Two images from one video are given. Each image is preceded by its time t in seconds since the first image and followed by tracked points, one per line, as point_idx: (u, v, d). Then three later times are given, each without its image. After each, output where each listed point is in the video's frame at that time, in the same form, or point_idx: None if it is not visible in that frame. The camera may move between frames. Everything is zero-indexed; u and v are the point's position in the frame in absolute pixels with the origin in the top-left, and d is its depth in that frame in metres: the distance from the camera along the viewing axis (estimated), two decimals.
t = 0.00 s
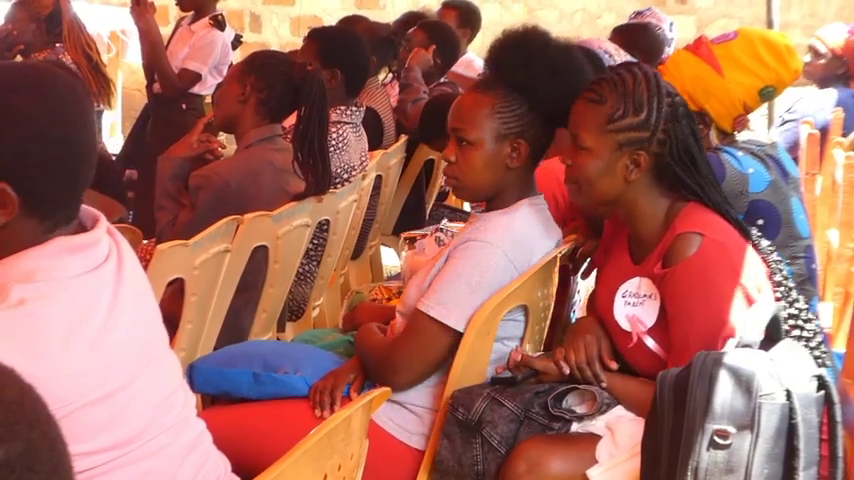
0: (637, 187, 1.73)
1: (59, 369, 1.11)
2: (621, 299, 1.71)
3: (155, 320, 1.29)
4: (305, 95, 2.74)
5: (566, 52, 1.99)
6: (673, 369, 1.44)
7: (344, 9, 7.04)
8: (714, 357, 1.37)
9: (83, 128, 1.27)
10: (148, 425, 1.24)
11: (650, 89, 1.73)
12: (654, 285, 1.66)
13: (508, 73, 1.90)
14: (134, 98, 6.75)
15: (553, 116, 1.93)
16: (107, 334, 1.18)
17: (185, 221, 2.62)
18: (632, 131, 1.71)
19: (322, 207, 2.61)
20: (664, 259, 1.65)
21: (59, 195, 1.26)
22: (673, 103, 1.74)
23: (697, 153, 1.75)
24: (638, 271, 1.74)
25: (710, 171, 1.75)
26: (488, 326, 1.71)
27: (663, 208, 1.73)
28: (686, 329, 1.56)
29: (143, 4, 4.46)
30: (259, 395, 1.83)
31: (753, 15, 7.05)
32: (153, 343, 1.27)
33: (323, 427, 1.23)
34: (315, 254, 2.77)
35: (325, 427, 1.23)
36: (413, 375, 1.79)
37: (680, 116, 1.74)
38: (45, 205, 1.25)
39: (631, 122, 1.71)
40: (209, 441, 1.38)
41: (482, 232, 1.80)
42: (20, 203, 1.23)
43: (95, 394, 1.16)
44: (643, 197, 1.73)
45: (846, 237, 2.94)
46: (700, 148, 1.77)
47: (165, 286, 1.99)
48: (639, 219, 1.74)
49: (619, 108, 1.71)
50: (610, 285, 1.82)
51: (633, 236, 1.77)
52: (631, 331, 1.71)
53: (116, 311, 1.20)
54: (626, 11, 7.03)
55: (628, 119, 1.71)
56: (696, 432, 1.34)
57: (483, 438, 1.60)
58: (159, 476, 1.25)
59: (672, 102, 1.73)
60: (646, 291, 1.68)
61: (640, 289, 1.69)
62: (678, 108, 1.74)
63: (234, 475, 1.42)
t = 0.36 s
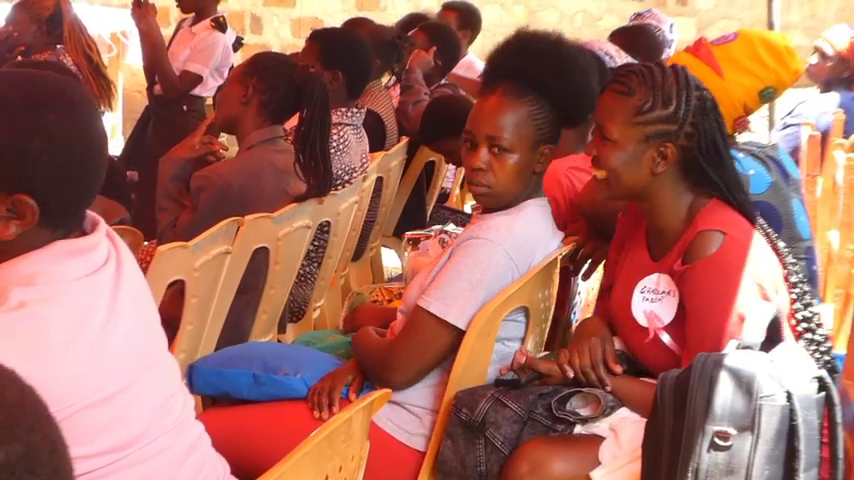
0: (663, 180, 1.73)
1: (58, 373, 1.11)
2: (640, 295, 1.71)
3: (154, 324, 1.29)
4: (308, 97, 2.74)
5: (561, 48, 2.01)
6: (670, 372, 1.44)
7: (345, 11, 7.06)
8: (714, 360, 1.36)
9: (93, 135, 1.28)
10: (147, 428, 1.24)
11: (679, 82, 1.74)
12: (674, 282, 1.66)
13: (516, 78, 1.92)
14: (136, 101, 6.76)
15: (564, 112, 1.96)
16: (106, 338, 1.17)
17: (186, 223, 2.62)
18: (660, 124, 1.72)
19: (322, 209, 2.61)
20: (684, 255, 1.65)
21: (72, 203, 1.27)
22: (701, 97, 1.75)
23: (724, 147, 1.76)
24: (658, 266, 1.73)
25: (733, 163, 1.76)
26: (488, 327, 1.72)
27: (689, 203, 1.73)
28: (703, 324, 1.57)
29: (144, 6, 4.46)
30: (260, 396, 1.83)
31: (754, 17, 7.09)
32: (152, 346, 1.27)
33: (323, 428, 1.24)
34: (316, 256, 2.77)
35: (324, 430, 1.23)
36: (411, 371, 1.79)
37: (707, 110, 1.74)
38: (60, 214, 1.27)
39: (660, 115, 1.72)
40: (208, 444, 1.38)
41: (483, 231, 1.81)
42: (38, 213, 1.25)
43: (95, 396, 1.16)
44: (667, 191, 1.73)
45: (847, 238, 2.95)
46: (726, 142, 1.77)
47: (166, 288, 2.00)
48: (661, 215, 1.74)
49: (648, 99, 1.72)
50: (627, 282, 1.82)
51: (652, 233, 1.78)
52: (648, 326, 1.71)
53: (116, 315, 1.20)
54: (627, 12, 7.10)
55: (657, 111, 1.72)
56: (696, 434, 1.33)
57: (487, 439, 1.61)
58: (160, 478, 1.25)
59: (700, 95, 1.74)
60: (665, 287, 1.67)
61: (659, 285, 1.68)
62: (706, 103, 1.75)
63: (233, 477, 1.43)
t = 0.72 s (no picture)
0: (665, 189, 1.72)
1: (57, 372, 1.11)
2: (645, 297, 1.71)
3: (153, 324, 1.29)
4: (308, 98, 2.75)
5: (561, 50, 2.01)
6: (670, 370, 1.44)
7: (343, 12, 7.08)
8: (713, 359, 1.36)
9: (94, 137, 1.28)
10: (146, 428, 1.24)
11: (671, 92, 1.72)
12: (678, 284, 1.67)
13: (517, 82, 1.92)
14: (135, 101, 6.75)
15: (565, 114, 1.96)
16: (105, 338, 1.17)
17: (184, 223, 2.62)
18: (656, 139, 1.70)
19: (321, 210, 2.61)
20: (689, 258, 1.66)
21: (70, 203, 1.27)
22: (694, 106, 1.73)
23: (722, 153, 1.74)
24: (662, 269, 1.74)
25: (730, 164, 1.75)
26: (487, 329, 1.72)
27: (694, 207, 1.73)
28: (706, 326, 1.59)
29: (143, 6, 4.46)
30: (259, 397, 1.83)
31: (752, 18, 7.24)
32: (151, 346, 1.27)
33: (322, 429, 1.23)
34: (314, 256, 2.77)
35: (323, 430, 1.23)
36: (412, 377, 1.79)
37: (702, 118, 1.73)
38: (60, 214, 1.27)
39: (654, 131, 1.70)
40: (207, 445, 1.38)
41: (483, 234, 1.81)
42: (38, 215, 1.25)
43: (94, 396, 1.16)
44: (671, 199, 1.72)
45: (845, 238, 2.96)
46: (722, 143, 1.76)
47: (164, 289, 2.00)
48: (667, 221, 1.73)
49: (640, 116, 1.70)
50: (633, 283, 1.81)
51: (659, 235, 1.77)
52: (653, 329, 1.72)
53: (115, 315, 1.20)
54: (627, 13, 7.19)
55: (650, 127, 1.70)
56: (695, 433, 1.33)
57: (488, 440, 1.61)
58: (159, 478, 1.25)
59: (693, 105, 1.72)
60: (670, 290, 1.69)
61: (664, 288, 1.69)
62: (699, 109, 1.73)
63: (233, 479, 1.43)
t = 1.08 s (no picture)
0: (647, 205, 1.71)
1: (47, 373, 1.11)
2: (633, 305, 1.71)
3: (143, 325, 1.29)
4: (298, 98, 2.75)
5: (554, 52, 2.01)
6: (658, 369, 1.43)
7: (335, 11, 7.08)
8: (703, 357, 1.36)
9: (85, 139, 1.28)
10: (137, 428, 1.24)
11: (647, 112, 1.70)
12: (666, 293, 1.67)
13: (511, 85, 1.93)
14: (126, 102, 6.74)
15: (559, 115, 1.96)
16: (94, 339, 1.17)
17: (175, 224, 2.62)
18: (632, 159, 1.68)
19: (311, 210, 2.61)
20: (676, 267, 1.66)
21: (61, 203, 1.27)
22: (672, 126, 1.71)
23: (706, 173, 1.72)
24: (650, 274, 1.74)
25: (713, 177, 1.73)
26: (477, 329, 1.72)
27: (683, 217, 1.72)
28: (695, 334, 1.60)
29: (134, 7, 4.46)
30: (250, 398, 1.83)
31: (743, 18, 7.29)
32: (141, 347, 1.27)
33: (313, 430, 1.23)
34: (305, 257, 2.76)
35: (314, 431, 1.23)
36: (403, 378, 1.79)
37: (680, 139, 1.71)
38: (51, 214, 1.27)
39: (630, 151, 1.68)
40: (198, 446, 1.38)
41: (474, 233, 1.81)
42: (26, 213, 1.25)
43: (83, 397, 1.16)
44: (655, 214, 1.71)
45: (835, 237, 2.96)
46: (703, 158, 1.74)
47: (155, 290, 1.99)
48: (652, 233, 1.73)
49: (617, 137, 1.69)
50: (626, 285, 1.80)
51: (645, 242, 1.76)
52: (641, 338, 1.72)
53: (104, 316, 1.20)
54: (618, 12, 7.22)
55: (626, 148, 1.68)
56: (685, 432, 1.33)
57: (477, 441, 1.61)
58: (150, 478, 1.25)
59: (670, 124, 1.70)
60: (658, 299, 1.69)
61: (651, 296, 1.70)
62: (677, 127, 1.72)
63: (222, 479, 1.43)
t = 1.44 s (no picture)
0: (618, 193, 1.76)
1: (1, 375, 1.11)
2: (603, 301, 1.75)
3: (98, 327, 1.28)
4: (251, 98, 2.72)
5: (514, 55, 2.00)
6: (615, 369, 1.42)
7: (291, 12, 7.09)
8: (659, 358, 1.34)
9: (39, 142, 1.27)
10: (94, 430, 1.23)
11: (621, 100, 1.75)
12: (637, 290, 1.71)
13: (472, 88, 1.92)
14: (81, 102, 6.70)
15: (517, 119, 1.97)
16: (48, 342, 1.16)
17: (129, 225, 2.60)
18: (606, 145, 1.72)
19: (267, 211, 2.61)
20: (647, 264, 1.69)
21: (22, 206, 1.25)
22: (647, 114, 1.76)
23: (677, 163, 1.76)
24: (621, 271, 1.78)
25: (685, 169, 1.77)
26: (435, 330, 1.72)
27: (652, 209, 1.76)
28: (662, 329, 1.62)
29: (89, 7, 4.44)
30: (206, 400, 1.83)
31: (699, 20, 7.44)
32: (97, 350, 1.26)
33: (269, 431, 1.23)
34: (262, 258, 2.76)
35: (270, 432, 1.23)
36: (360, 380, 1.79)
37: (654, 128, 1.75)
38: (14, 216, 1.24)
39: (604, 136, 1.72)
40: (154, 449, 1.37)
41: (432, 234, 1.81)
42: None
43: (39, 400, 1.15)
44: (626, 202, 1.76)
45: (789, 237, 2.98)
46: (677, 151, 1.78)
47: (110, 291, 1.98)
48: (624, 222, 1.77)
49: (592, 121, 1.73)
50: (591, 286, 1.84)
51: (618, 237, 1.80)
52: (610, 333, 1.75)
53: (58, 320, 1.19)
54: (574, 14, 7.25)
55: (600, 132, 1.73)
56: (640, 433, 1.32)
57: (435, 441, 1.61)
58: None
59: (645, 113, 1.75)
60: (628, 295, 1.72)
61: (622, 292, 1.73)
62: (651, 115, 1.76)
63: None
